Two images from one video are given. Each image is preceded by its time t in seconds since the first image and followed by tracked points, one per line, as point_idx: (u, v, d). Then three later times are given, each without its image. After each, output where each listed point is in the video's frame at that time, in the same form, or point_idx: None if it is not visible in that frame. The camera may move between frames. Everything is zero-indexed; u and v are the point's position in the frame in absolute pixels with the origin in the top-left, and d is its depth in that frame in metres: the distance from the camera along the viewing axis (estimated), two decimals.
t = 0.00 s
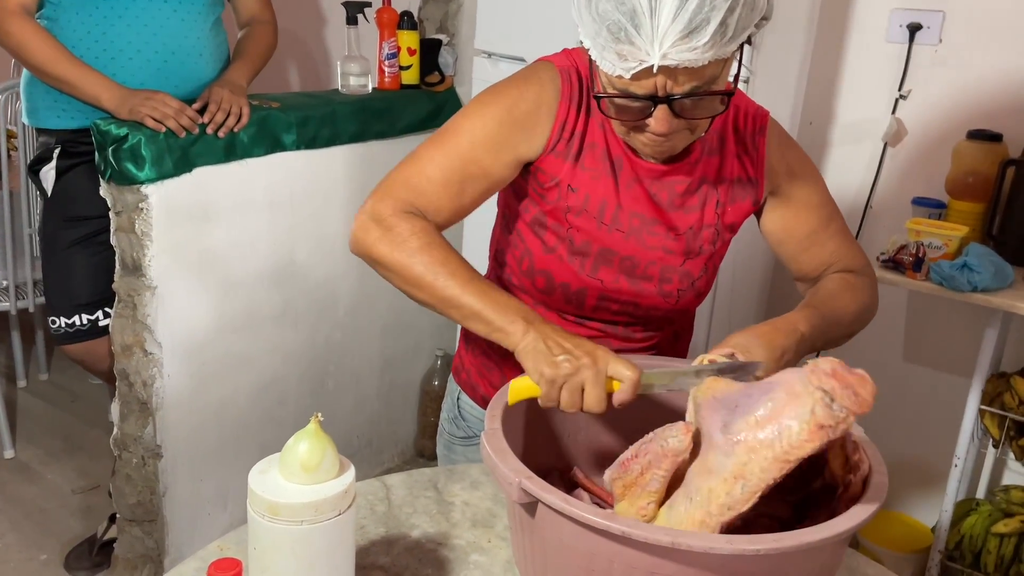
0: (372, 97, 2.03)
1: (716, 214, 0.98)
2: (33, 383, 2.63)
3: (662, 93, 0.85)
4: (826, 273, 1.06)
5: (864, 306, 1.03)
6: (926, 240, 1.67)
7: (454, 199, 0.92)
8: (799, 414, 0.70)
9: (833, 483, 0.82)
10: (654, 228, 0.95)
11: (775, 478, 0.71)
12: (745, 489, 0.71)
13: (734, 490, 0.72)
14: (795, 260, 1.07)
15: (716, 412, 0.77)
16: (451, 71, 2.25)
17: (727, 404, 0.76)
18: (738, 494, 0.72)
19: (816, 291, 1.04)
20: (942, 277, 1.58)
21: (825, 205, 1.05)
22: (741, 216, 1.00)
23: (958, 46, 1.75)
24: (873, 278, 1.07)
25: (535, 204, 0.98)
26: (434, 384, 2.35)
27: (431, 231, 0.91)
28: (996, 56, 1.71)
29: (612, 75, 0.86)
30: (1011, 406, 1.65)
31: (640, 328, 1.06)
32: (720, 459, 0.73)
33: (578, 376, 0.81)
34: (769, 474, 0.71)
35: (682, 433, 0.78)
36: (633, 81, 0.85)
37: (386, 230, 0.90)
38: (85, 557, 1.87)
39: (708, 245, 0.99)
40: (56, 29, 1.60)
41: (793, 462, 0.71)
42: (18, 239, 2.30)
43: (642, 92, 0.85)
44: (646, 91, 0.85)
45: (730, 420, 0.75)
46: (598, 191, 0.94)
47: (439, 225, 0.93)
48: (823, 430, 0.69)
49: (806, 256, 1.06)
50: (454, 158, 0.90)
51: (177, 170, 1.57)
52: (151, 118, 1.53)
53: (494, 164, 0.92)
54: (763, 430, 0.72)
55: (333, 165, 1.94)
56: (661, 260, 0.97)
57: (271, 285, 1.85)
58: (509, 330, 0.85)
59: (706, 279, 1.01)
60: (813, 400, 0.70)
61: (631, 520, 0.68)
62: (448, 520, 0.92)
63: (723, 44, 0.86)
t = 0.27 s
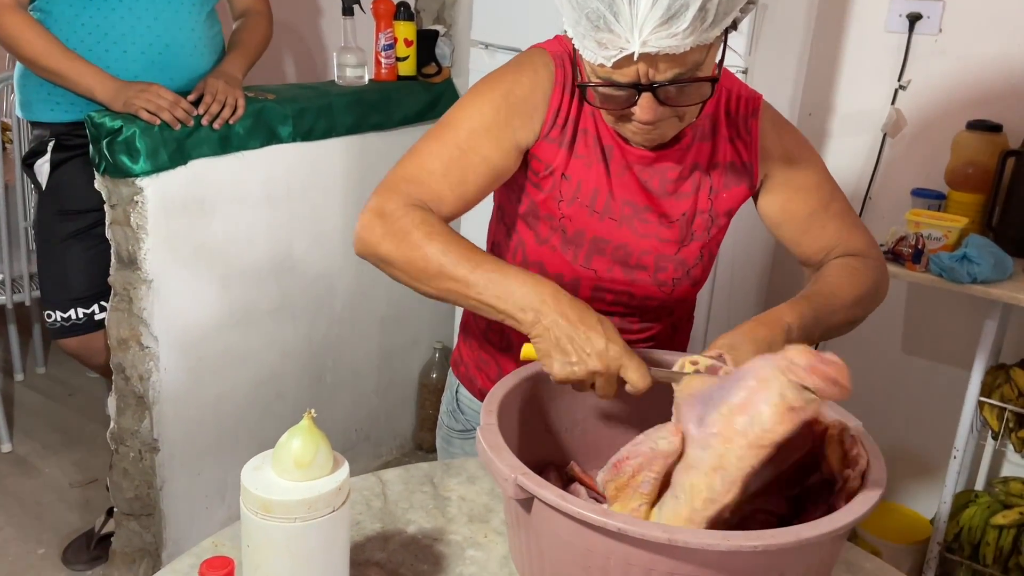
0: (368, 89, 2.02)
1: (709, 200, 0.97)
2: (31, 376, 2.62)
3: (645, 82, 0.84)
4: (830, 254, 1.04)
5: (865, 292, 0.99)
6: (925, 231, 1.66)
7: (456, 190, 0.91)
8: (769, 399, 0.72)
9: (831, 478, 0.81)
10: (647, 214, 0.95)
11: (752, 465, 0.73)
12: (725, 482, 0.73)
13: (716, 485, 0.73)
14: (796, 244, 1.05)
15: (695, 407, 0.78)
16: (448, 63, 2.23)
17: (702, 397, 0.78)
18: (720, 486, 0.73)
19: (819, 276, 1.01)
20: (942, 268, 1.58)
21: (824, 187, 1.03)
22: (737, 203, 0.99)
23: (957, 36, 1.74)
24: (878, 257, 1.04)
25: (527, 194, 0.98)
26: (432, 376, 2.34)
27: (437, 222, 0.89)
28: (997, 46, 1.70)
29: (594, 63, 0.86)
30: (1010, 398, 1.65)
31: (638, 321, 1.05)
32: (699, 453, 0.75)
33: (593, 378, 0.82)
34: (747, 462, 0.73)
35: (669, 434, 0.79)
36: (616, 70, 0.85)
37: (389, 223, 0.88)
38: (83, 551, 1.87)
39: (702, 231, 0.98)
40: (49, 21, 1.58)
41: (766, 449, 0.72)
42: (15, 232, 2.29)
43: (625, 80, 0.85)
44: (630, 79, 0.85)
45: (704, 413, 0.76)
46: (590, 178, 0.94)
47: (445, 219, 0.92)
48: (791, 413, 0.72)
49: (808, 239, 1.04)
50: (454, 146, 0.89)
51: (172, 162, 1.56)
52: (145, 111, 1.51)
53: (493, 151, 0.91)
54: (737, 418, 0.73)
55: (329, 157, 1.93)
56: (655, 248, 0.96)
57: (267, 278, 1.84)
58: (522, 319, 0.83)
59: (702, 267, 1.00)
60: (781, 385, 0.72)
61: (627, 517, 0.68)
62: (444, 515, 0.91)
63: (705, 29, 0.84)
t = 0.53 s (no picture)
0: (364, 80, 2.00)
1: (704, 189, 0.96)
2: (27, 369, 2.61)
3: (647, 75, 0.83)
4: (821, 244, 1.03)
5: (857, 280, 1.00)
6: (925, 223, 1.64)
7: (440, 183, 0.91)
8: (757, 393, 0.72)
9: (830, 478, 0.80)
10: (641, 205, 0.94)
11: (744, 461, 0.72)
12: (714, 477, 0.72)
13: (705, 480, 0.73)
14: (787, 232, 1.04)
15: (685, 403, 0.78)
16: (445, 54, 2.22)
17: (694, 395, 0.78)
18: (709, 482, 0.72)
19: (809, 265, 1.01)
20: (942, 260, 1.57)
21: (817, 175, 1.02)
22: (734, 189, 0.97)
23: (958, 26, 1.73)
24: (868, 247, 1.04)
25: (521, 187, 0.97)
26: (430, 369, 2.33)
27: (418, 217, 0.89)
28: (998, 36, 1.68)
29: (594, 56, 0.84)
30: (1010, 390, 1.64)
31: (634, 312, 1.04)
32: (689, 451, 0.75)
33: (570, 359, 0.79)
34: (737, 457, 0.72)
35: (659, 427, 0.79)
36: (616, 63, 0.83)
37: (372, 216, 0.88)
38: (79, 545, 1.87)
39: (698, 220, 0.97)
40: (41, 13, 1.57)
41: (755, 444, 0.72)
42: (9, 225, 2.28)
43: (625, 74, 0.83)
44: (629, 72, 0.83)
45: (694, 411, 0.76)
46: (583, 170, 0.92)
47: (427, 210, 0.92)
48: (778, 408, 0.71)
49: (800, 226, 1.03)
50: (440, 140, 0.89)
51: (165, 155, 1.54)
52: (139, 103, 1.50)
53: (479, 145, 0.90)
54: (728, 415, 0.73)
55: (325, 148, 1.92)
56: (651, 239, 0.95)
57: (263, 272, 1.83)
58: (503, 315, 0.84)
59: (699, 257, 0.99)
60: (768, 378, 0.72)
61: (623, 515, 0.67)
62: (439, 511, 0.90)
63: (709, 23, 0.82)
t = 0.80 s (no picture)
0: (361, 72, 1.99)
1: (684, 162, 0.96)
2: (26, 363, 2.61)
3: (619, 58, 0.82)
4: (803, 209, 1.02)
5: (837, 248, 0.98)
6: (926, 215, 1.64)
7: (438, 180, 0.89)
8: (706, 357, 0.71)
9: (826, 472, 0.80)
10: (622, 182, 0.94)
11: (704, 427, 0.71)
12: (678, 448, 0.72)
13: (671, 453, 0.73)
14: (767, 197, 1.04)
15: (650, 382, 0.77)
16: (443, 45, 2.20)
17: (656, 374, 0.77)
18: (674, 453, 0.72)
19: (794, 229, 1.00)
20: (942, 252, 1.55)
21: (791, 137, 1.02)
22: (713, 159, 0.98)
23: (959, 16, 1.71)
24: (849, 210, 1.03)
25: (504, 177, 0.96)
26: (428, 363, 2.33)
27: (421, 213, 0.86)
28: (1000, 26, 1.67)
29: (564, 40, 0.82)
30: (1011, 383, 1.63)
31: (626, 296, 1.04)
32: (653, 427, 0.74)
33: (590, 346, 0.79)
34: (697, 423, 0.71)
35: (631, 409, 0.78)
36: (587, 47, 0.82)
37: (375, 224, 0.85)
38: (77, 539, 1.86)
39: (680, 194, 0.97)
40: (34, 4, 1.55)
41: (711, 408, 0.71)
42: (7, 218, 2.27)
43: (598, 56, 0.82)
44: (601, 54, 0.82)
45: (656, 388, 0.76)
46: (563, 154, 0.93)
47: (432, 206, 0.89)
48: (729, 367, 0.70)
49: (780, 189, 1.02)
50: (430, 137, 0.87)
51: (161, 148, 1.53)
52: (133, 95, 1.49)
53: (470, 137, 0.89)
54: (684, 385, 0.72)
55: (322, 140, 1.90)
56: (635, 216, 0.95)
57: (260, 265, 1.82)
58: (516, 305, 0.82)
59: (685, 233, 0.99)
60: (716, 341, 0.71)
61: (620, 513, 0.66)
62: (435, 508, 0.90)
63: None
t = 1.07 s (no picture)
0: (359, 64, 1.97)
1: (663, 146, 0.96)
2: (24, 356, 2.60)
3: (591, 44, 0.82)
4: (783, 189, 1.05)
5: (819, 228, 1.01)
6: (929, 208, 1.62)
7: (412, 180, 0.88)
8: (738, 370, 0.70)
9: (831, 468, 0.79)
10: (604, 168, 0.93)
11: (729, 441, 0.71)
12: (700, 459, 0.71)
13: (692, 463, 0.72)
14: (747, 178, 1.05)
15: (667, 387, 0.76)
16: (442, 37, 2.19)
17: (674, 378, 0.76)
18: (696, 465, 0.71)
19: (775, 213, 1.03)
20: (945, 245, 1.54)
21: (770, 119, 1.03)
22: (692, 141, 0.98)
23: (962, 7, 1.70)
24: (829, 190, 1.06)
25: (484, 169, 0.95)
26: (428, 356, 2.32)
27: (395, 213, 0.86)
28: (1002, 17, 1.65)
29: (536, 29, 0.81)
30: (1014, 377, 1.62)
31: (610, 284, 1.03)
32: (673, 435, 0.73)
33: (603, 350, 0.79)
34: (721, 436, 0.71)
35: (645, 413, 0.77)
36: (558, 34, 0.81)
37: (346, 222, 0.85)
38: (76, 533, 1.86)
39: (662, 179, 0.96)
40: None
41: (738, 422, 0.70)
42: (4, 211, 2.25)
43: (569, 43, 0.81)
44: (573, 41, 0.81)
45: (677, 394, 0.74)
46: (544, 142, 0.92)
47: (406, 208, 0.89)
48: (761, 383, 0.69)
49: (760, 172, 1.04)
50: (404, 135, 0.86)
51: (158, 140, 1.52)
52: (130, 87, 1.47)
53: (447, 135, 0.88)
54: (710, 395, 0.71)
55: (320, 133, 1.89)
56: (617, 203, 0.95)
57: (258, 259, 1.81)
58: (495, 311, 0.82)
59: (667, 218, 0.99)
60: (748, 355, 0.70)
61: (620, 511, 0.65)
62: (433, 504, 0.89)
63: None
